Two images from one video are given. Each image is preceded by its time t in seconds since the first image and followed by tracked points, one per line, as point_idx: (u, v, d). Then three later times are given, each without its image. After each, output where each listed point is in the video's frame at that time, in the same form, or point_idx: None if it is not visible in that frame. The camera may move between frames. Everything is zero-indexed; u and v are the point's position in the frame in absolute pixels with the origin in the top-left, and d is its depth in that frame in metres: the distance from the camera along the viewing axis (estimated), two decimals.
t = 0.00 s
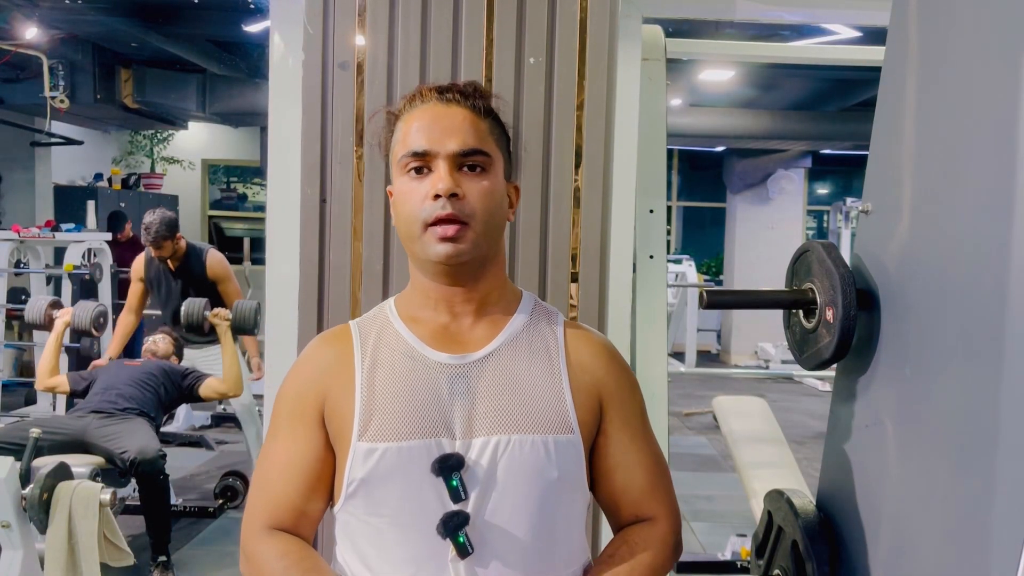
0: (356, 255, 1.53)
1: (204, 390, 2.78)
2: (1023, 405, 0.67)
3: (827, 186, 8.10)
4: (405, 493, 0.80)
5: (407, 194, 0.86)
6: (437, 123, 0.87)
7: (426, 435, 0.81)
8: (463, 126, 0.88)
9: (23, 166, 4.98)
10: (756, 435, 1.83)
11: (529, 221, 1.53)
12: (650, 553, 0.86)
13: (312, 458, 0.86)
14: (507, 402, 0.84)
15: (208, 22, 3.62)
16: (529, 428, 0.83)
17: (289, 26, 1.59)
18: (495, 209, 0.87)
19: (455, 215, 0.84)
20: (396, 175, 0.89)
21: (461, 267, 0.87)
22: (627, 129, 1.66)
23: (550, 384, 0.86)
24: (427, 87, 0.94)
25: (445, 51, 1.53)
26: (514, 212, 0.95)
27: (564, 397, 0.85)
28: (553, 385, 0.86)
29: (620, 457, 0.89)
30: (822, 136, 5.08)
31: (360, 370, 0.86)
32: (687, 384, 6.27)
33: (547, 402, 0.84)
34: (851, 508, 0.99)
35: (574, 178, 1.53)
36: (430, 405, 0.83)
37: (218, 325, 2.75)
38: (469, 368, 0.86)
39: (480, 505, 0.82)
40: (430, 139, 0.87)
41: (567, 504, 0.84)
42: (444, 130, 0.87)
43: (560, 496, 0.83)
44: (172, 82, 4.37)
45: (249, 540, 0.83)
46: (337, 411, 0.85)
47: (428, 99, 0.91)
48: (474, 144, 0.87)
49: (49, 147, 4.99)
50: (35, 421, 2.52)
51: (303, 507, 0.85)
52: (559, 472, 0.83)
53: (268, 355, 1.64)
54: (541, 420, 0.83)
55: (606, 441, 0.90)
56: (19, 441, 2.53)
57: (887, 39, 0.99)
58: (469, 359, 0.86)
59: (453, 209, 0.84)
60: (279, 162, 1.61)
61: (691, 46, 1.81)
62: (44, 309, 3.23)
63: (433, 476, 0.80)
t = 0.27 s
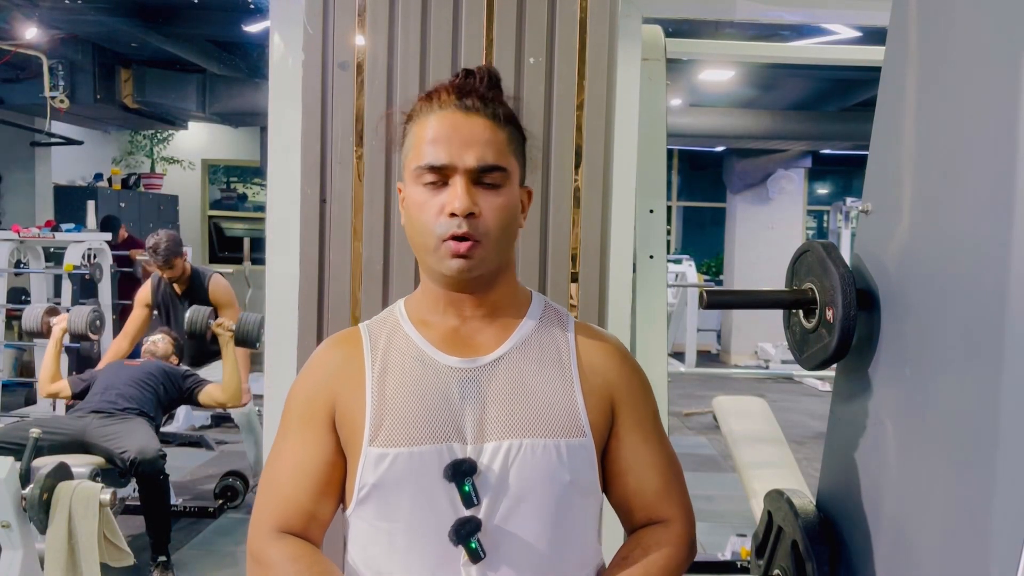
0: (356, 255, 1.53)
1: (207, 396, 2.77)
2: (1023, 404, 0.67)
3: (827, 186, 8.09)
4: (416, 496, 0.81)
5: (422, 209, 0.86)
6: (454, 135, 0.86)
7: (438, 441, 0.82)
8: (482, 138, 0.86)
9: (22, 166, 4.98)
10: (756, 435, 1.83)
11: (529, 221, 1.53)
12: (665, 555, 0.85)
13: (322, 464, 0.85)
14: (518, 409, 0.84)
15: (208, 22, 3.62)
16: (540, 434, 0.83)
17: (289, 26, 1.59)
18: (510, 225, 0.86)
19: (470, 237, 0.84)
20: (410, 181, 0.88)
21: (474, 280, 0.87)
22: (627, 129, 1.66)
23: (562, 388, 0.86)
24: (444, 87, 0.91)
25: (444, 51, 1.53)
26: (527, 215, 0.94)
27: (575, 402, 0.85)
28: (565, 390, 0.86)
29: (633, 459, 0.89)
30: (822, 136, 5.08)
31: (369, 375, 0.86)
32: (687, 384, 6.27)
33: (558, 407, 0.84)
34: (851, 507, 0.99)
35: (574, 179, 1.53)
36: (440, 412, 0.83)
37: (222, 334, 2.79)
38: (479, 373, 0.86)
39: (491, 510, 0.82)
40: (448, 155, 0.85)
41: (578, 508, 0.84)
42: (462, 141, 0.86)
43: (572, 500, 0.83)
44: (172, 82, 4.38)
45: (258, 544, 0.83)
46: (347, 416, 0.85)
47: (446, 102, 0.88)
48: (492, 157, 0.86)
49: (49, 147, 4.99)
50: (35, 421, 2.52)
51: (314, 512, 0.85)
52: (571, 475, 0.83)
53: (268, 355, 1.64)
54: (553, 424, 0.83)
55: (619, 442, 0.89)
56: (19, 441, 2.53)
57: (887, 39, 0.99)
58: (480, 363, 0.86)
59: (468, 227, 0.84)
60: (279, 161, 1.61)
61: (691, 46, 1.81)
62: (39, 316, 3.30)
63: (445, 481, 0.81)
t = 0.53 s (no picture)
0: (356, 254, 1.53)
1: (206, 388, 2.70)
2: (1022, 404, 0.67)
3: (826, 186, 8.09)
4: (427, 500, 0.81)
5: (449, 191, 0.85)
6: (489, 124, 0.86)
7: (450, 442, 0.82)
8: (516, 129, 0.87)
9: (22, 166, 4.98)
10: (756, 435, 1.83)
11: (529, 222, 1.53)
12: (673, 558, 0.85)
13: (332, 460, 0.86)
14: (531, 407, 0.84)
15: (208, 22, 3.62)
16: (551, 436, 0.83)
17: (289, 26, 1.59)
18: (533, 218, 0.87)
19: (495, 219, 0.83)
20: (439, 167, 0.88)
21: (492, 269, 0.86)
22: (627, 129, 1.66)
23: (573, 390, 0.86)
24: (483, 82, 0.92)
25: (444, 51, 1.53)
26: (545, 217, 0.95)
27: (587, 404, 0.85)
28: (576, 392, 0.86)
29: (642, 461, 0.89)
30: (822, 136, 5.08)
31: (381, 373, 0.86)
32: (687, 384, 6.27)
33: (569, 409, 0.84)
34: (851, 508, 0.99)
35: (574, 178, 1.53)
36: (452, 411, 0.83)
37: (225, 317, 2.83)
38: (491, 374, 0.86)
39: (503, 513, 0.82)
40: (483, 139, 0.86)
41: (589, 512, 0.84)
42: (496, 130, 0.86)
43: (583, 504, 0.83)
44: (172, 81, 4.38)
45: (266, 541, 0.83)
46: (357, 415, 0.85)
47: (486, 94, 0.90)
48: (524, 149, 0.86)
49: (49, 147, 4.99)
50: (35, 421, 2.52)
51: (321, 509, 0.85)
52: (582, 480, 0.83)
53: (268, 355, 1.64)
54: (564, 427, 0.84)
55: (629, 444, 0.90)
56: (19, 441, 2.53)
57: (887, 39, 0.99)
58: (491, 364, 0.86)
59: (497, 213, 0.83)
60: (278, 161, 1.61)
61: (691, 46, 1.81)
62: (40, 300, 3.34)
63: (457, 483, 0.81)
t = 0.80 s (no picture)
0: (356, 254, 1.53)
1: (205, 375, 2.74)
2: (1022, 404, 0.67)
3: (826, 185, 8.07)
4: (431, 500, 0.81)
5: (462, 189, 0.86)
6: (505, 124, 0.87)
7: (455, 443, 0.82)
8: (532, 131, 0.87)
9: (22, 166, 4.97)
10: (756, 435, 1.83)
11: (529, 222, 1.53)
12: (672, 561, 0.86)
13: (337, 458, 0.85)
14: (537, 408, 0.84)
15: (208, 22, 3.62)
16: (556, 439, 0.83)
17: (289, 26, 1.59)
18: (544, 219, 0.87)
19: (507, 220, 0.83)
20: (453, 165, 0.88)
21: (501, 269, 0.87)
22: (627, 129, 1.66)
23: (578, 391, 0.86)
24: (500, 81, 0.92)
25: (444, 51, 1.53)
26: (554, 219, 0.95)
27: (592, 406, 0.85)
28: (581, 395, 0.86)
29: (643, 464, 0.89)
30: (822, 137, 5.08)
31: (387, 372, 0.86)
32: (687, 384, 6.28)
33: (574, 411, 0.84)
34: (850, 507, 0.99)
35: (574, 178, 1.53)
36: (456, 411, 0.83)
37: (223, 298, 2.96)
38: (496, 375, 0.86)
39: (506, 513, 0.82)
40: (500, 139, 0.86)
41: (592, 513, 0.84)
42: (512, 130, 0.86)
43: (585, 506, 0.83)
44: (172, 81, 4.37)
45: (268, 536, 0.83)
46: (362, 415, 0.85)
47: (503, 94, 0.90)
48: (539, 151, 0.87)
49: (49, 147, 4.99)
50: (35, 421, 2.52)
51: (324, 506, 0.85)
52: (585, 482, 0.83)
53: (268, 354, 1.64)
54: (569, 429, 0.83)
55: (631, 447, 0.90)
56: (19, 441, 2.53)
57: (886, 39, 0.99)
58: (497, 365, 0.86)
59: (509, 215, 0.83)
60: (278, 161, 1.61)
61: (691, 46, 1.81)
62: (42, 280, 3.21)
63: (461, 484, 0.81)
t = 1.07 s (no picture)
0: (356, 254, 1.53)
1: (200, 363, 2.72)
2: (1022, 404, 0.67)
3: (826, 185, 8.07)
4: (429, 501, 0.81)
5: (460, 185, 0.86)
6: (502, 122, 0.88)
7: (453, 444, 0.82)
8: (528, 123, 0.89)
9: (22, 166, 4.97)
10: (756, 435, 1.83)
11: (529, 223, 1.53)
12: (669, 563, 0.86)
13: (335, 457, 0.85)
14: (535, 408, 0.84)
15: (208, 22, 3.62)
16: (554, 441, 0.83)
17: (289, 26, 1.59)
18: (542, 216, 0.87)
19: (505, 215, 0.84)
20: (452, 156, 0.89)
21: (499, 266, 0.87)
22: (627, 129, 1.66)
23: (577, 392, 0.86)
24: (496, 83, 0.94)
25: (444, 51, 1.53)
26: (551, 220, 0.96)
27: (590, 407, 0.85)
28: (579, 395, 0.86)
29: (641, 465, 0.89)
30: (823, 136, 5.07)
31: (385, 372, 0.86)
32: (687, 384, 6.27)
33: (572, 412, 0.84)
34: (850, 508, 0.99)
35: (574, 178, 1.53)
36: (455, 411, 0.83)
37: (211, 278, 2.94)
38: (495, 375, 0.86)
39: (503, 515, 0.82)
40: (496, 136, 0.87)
41: (590, 515, 0.84)
42: (508, 128, 0.88)
43: (583, 508, 0.83)
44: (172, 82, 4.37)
45: (266, 536, 0.83)
46: (360, 414, 0.85)
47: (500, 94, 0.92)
48: (534, 148, 0.88)
49: (49, 147, 4.98)
50: (35, 421, 2.52)
51: (321, 506, 0.85)
52: (583, 484, 0.83)
53: (268, 354, 1.64)
54: (566, 430, 0.83)
55: (629, 448, 0.90)
56: (19, 441, 2.53)
57: (887, 40, 0.99)
58: (495, 365, 0.86)
59: (507, 197, 0.84)
60: (278, 161, 1.61)
61: (691, 46, 1.81)
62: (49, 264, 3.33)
63: (459, 485, 0.81)
